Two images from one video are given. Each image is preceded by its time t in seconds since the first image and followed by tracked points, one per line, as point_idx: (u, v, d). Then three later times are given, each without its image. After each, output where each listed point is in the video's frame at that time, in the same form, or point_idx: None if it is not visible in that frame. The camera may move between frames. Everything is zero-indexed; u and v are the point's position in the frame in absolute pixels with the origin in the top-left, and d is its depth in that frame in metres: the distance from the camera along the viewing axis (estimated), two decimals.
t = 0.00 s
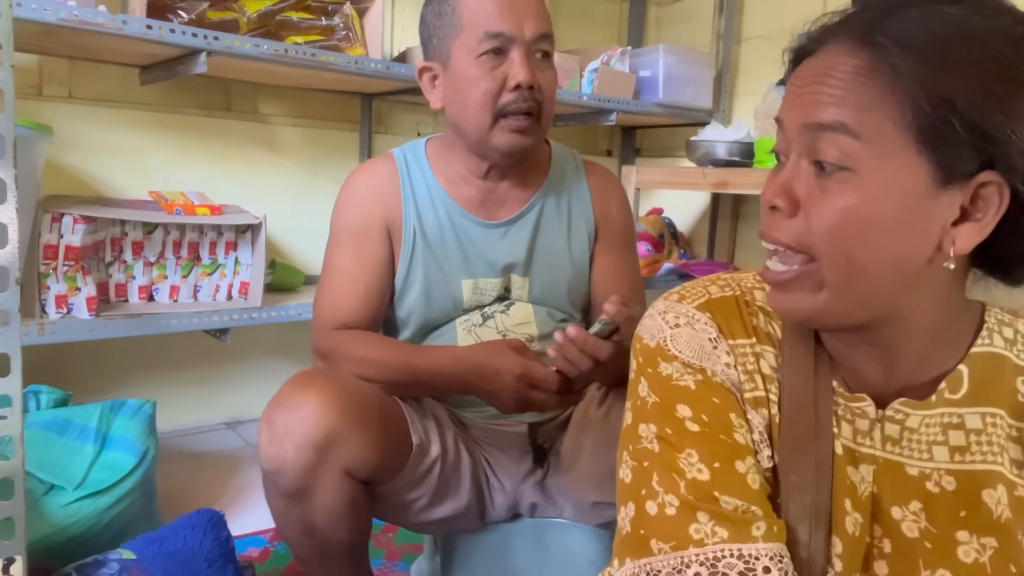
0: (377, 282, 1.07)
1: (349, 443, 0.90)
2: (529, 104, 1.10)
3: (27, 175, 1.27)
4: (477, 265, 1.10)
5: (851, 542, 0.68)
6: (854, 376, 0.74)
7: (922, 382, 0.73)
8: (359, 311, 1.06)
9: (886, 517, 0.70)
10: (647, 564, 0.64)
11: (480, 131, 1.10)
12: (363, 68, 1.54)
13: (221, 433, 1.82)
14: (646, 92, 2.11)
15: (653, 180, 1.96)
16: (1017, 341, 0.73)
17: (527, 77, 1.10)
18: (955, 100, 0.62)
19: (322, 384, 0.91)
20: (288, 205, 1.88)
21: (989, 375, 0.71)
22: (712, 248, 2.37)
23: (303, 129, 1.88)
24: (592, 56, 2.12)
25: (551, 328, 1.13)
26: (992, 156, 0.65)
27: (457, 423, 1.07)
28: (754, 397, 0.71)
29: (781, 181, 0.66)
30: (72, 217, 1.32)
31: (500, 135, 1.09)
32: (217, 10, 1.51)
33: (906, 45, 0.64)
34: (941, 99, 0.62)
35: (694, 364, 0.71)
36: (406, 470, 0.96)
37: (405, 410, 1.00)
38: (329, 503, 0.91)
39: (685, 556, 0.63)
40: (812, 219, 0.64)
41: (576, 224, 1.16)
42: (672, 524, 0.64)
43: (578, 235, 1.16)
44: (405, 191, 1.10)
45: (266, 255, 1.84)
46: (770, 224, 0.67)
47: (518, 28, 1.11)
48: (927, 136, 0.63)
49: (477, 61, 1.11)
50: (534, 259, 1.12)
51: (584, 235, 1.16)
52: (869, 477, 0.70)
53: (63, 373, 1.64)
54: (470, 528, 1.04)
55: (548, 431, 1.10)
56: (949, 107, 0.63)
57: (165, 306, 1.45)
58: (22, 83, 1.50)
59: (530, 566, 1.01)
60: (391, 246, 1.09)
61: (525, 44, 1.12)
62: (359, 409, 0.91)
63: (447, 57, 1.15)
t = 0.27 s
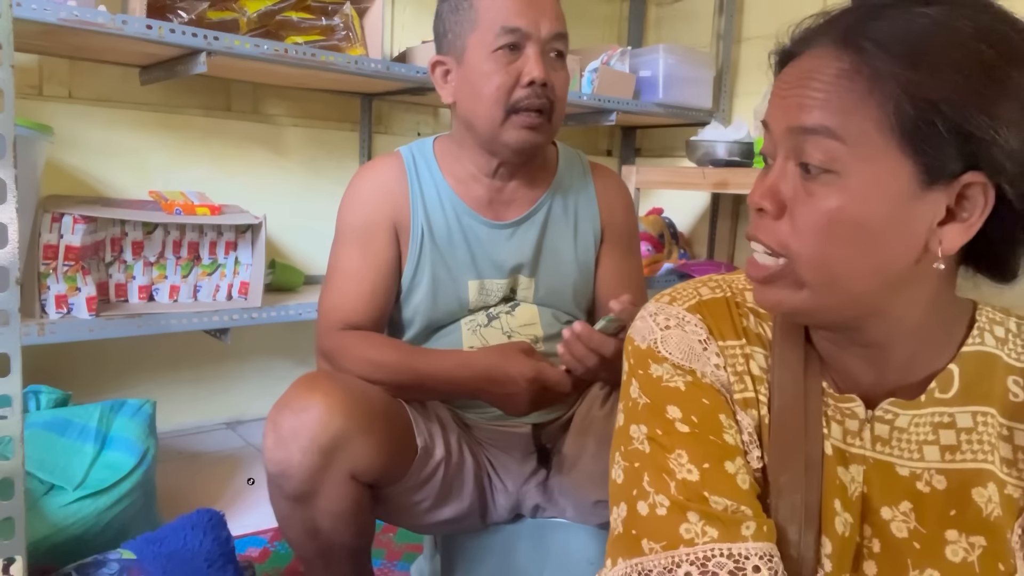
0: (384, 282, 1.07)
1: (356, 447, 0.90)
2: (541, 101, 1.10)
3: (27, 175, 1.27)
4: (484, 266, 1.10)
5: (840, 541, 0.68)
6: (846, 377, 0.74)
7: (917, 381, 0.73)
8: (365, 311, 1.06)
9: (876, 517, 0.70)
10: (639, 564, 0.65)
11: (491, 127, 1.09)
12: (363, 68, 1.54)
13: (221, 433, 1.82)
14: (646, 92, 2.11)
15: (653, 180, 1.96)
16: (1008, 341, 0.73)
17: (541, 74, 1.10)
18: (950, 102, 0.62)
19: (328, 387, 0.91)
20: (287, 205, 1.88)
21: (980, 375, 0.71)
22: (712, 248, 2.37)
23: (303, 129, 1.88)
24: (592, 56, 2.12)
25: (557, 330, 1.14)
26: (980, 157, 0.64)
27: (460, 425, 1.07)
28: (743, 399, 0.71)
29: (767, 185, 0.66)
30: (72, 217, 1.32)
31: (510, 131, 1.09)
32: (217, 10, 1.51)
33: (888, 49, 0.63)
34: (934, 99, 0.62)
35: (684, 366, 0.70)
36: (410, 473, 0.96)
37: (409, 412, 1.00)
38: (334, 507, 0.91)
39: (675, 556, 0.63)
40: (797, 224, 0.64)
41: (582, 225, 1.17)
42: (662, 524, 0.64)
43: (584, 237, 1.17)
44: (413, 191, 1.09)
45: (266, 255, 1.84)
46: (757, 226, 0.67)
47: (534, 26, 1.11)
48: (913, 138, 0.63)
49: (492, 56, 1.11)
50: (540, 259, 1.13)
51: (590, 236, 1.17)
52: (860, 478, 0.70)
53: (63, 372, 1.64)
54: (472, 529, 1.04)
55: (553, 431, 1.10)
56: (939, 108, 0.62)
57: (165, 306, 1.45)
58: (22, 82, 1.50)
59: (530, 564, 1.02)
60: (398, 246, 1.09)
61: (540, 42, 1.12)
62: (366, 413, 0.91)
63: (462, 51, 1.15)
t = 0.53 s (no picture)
0: (387, 281, 1.07)
1: (357, 447, 0.90)
2: (548, 100, 1.10)
3: (27, 175, 1.27)
4: (486, 266, 1.10)
5: (835, 544, 0.68)
6: (841, 382, 0.74)
7: (914, 380, 0.73)
8: (367, 310, 1.06)
9: (870, 518, 0.70)
10: (634, 568, 0.65)
11: (497, 124, 1.10)
12: (363, 68, 1.54)
13: (221, 433, 1.82)
14: (646, 92, 2.11)
15: (653, 180, 1.96)
16: (1002, 340, 0.72)
17: (549, 74, 1.10)
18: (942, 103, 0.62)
19: (330, 387, 0.91)
20: (287, 205, 1.88)
21: (973, 375, 0.71)
22: (712, 248, 2.37)
23: (303, 129, 1.88)
24: (592, 56, 2.12)
25: (558, 330, 1.14)
26: (972, 160, 0.64)
27: (462, 425, 1.07)
28: (738, 402, 0.70)
29: (754, 189, 0.66)
30: (72, 217, 1.32)
31: (515, 129, 1.09)
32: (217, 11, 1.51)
33: (873, 51, 0.63)
34: (930, 100, 0.62)
35: (677, 372, 0.70)
36: (411, 474, 0.96)
37: (411, 413, 1.00)
38: (335, 507, 0.91)
39: (671, 563, 0.63)
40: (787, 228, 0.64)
41: (585, 225, 1.17)
42: (657, 529, 0.65)
43: (587, 238, 1.17)
44: (417, 189, 1.09)
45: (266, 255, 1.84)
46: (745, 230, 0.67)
47: (546, 26, 1.12)
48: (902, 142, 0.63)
49: (503, 52, 1.11)
50: (543, 259, 1.13)
51: (593, 236, 1.17)
52: (854, 479, 0.70)
53: (63, 372, 1.63)
54: (473, 530, 1.04)
55: (554, 430, 1.10)
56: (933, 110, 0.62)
57: (165, 306, 1.45)
58: (22, 82, 1.50)
59: (530, 564, 1.01)
60: (401, 245, 1.09)
61: (550, 42, 1.13)
62: (368, 414, 0.92)
63: (473, 47, 1.15)
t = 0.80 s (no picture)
0: (388, 280, 1.07)
1: (358, 446, 0.90)
2: (551, 100, 1.10)
3: (27, 175, 1.27)
4: (488, 266, 1.10)
5: (834, 545, 0.68)
6: (838, 386, 0.74)
7: (911, 380, 0.72)
8: (369, 310, 1.06)
9: (869, 519, 0.70)
10: (633, 571, 0.64)
11: (501, 122, 1.10)
12: (363, 68, 1.54)
13: (221, 433, 1.82)
14: (646, 92, 2.11)
15: (652, 180, 1.96)
16: (1000, 339, 0.72)
17: (554, 74, 1.10)
18: (932, 107, 0.62)
19: (330, 386, 0.91)
20: (287, 205, 1.88)
21: (970, 375, 0.71)
22: (712, 248, 2.37)
23: (303, 130, 1.88)
24: (592, 56, 2.12)
25: (559, 329, 1.14)
26: (957, 168, 0.64)
27: (463, 425, 1.07)
28: (736, 404, 0.70)
29: (742, 199, 0.66)
30: (72, 217, 1.32)
31: (518, 127, 1.09)
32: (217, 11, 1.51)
33: (868, 50, 0.63)
34: (926, 102, 0.62)
35: (675, 373, 0.70)
36: (410, 474, 0.96)
37: (412, 413, 1.00)
38: (336, 506, 0.91)
39: (669, 565, 0.63)
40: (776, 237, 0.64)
41: (587, 225, 1.17)
42: (655, 531, 0.64)
43: (589, 237, 1.16)
44: (420, 189, 1.09)
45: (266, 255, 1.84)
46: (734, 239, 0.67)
47: (553, 27, 1.12)
48: (889, 152, 0.62)
49: (509, 51, 1.11)
50: (545, 259, 1.13)
51: (595, 235, 1.17)
52: (852, 480, 0.70)
53: (63, 373, 1.63)
54: (473, 530, 1.04)
55: (554, 430, 1.10)
56: (921, 119, 0.62)
57: (165, 306, 1.45)
58: (22, 83, 1.50)
59: (530, 565, 1.01)
60: (403, 244, 1.09)
61: (556, 43, 1.13)
62: (368, 413, 0.92)
63: (478, 45, 1.15)
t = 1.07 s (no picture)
0: (389, 280, 1.07)
1: (359, 447, 0.90)
2: (553, 101, 1.11)
3: (27, 175, 1.27)
4: (490, 265, 1.10)
5: (829, 546, 0.67)
6: (833, 386, 0.73)
7: (906, 381, 0.73)
8: (369, 310, 1.06)
9: (862, 518, 0.69)
10: (628, 572, 0.65)
11: (502, 122, 1.10)
12: (363, 68, 1.54)
13: (221, 433, 1.82)
14: (646, 92, 2.11)
15: (653, 180, 1.96)
16: (994, 339, 0.72)
17: (556, 75, 1.11)
18: (924, 111, 0.62)
19: (330, 386, 0.91)
20: (287, 206, 1.88)
21: (964, 375, 0.71)
22: (712, 248, 2.37)
23: (303, 130, 1.88)
24: (592, 56, 2.12)
25: (559, 328, 1.13)
26: (947, 171, 0.64)
27: (463, 425, 1.07)
28: (731, 406, 0.70)
29: (733, 208, 0.66)
30: (73, 217, 1.32)
31: (519, 128, 1.09)
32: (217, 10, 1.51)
33: (864, 52, 0.63)
34: (915, 107, 0.62)
35: (669, 376, 0.70)
36: (411, 474, 0.96)
37: (413, 413, 1.00)
38: (336, 506, 0.91)
39: (665, 567, 0.63)
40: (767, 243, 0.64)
41: (588, 224, 1.17)
42: (650, 533, 0.64)
43: (590, 236, 1.16)
44: (421, 189, 1.09)
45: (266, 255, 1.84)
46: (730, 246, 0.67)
47: (556, 28, 1.12)
48: (878, 158, 0.62)
49: (512, 51, 1.11)
50: (546, 258, 1.13)
51: (596, 234, 1.17)
52: (846, 480, 0.69)
53: (63, 373, 1.63)
54: (473, 530, 1.04)
55: (554, 430, 1.10)
56: (911, 124, 0.62)
57: (165, 306, 1.45)
58: (22, 82, 1.50)
59: (530, 564, 1.01)
60: (405, 244, 1.09)
61: (560, 44, 1.13)
62: (368, 413, 0.92)
63: (482, 44, 1.15)
